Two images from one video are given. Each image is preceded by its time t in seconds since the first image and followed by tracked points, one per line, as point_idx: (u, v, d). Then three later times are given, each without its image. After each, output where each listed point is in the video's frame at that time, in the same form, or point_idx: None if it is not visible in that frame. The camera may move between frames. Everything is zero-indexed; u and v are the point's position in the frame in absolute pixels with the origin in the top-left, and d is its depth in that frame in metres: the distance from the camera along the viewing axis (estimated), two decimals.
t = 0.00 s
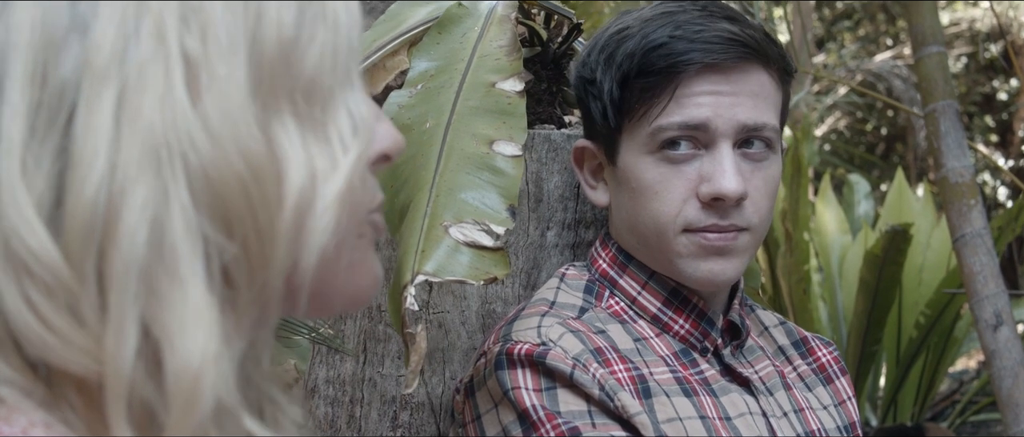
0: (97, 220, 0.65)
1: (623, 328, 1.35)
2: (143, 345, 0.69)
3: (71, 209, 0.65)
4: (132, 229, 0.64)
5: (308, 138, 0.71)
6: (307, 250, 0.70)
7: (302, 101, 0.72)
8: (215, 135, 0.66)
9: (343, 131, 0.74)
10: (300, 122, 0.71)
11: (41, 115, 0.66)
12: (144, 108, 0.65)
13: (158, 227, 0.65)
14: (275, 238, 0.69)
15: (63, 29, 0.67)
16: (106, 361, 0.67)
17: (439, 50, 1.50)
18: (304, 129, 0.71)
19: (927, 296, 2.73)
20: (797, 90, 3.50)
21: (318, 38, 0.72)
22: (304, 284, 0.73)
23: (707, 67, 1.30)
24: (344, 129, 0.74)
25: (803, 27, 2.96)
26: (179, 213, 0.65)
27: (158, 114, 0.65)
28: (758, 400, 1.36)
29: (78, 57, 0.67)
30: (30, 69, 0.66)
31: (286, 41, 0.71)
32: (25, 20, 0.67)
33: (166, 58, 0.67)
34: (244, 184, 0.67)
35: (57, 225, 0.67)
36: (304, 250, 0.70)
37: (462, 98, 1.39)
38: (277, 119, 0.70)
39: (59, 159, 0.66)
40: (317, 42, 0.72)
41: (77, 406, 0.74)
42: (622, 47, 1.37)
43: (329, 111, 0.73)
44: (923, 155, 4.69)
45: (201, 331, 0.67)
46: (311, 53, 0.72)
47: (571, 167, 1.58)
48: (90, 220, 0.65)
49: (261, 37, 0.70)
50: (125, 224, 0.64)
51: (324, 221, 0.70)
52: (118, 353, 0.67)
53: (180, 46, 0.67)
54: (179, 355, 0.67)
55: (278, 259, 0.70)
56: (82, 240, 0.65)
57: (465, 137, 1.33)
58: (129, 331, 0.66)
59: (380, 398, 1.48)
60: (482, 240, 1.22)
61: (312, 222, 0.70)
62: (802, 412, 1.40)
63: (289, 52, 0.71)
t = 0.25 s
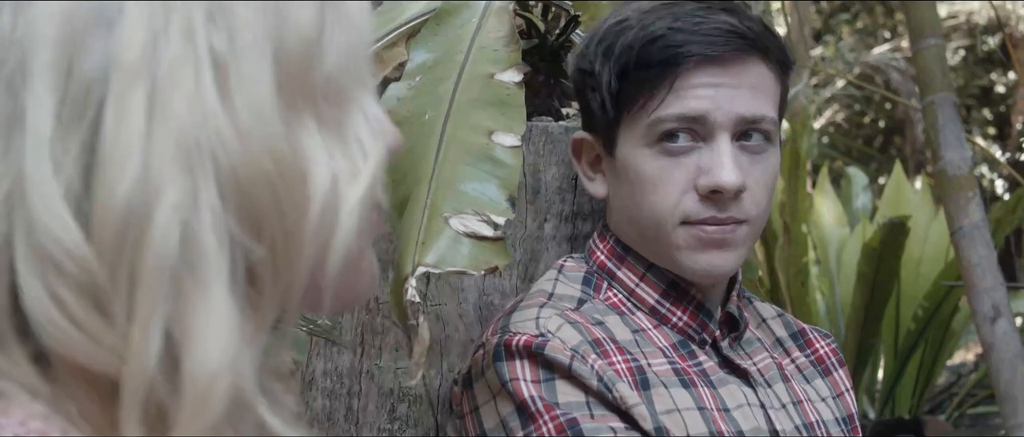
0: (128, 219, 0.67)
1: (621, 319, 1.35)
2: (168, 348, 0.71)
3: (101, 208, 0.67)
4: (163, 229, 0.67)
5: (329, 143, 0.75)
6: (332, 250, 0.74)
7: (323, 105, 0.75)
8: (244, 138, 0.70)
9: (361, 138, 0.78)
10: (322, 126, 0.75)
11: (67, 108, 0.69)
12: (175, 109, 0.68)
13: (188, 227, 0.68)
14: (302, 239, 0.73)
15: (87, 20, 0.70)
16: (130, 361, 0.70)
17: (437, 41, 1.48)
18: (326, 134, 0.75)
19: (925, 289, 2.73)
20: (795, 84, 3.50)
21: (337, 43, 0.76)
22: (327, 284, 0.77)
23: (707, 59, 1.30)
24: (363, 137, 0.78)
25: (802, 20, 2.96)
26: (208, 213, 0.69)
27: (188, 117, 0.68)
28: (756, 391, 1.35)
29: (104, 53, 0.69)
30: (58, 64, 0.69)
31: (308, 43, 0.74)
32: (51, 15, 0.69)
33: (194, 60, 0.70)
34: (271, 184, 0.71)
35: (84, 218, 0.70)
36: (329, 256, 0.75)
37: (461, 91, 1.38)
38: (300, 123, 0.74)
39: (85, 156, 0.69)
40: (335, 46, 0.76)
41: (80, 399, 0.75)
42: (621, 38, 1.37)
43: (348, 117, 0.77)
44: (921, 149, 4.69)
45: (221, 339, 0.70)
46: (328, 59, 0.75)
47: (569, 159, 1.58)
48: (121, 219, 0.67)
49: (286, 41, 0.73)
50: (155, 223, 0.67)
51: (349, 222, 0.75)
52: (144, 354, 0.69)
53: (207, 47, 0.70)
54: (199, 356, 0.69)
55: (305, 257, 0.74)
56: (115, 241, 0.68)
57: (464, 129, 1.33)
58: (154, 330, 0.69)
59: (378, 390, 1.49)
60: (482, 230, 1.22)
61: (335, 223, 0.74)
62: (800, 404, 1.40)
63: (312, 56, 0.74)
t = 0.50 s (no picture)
0: (137, 220, 0.67)
1: (621, 318, 1.35)
2: (174, 349, 0.70)
3: (110, 208, 0.66)
4: (171, 231, 0.66)
5: (334, 145, 0.75)
6: (337, 250, 0.74)
7: (331, 108, 0.75)
8: (253, 140, 0.69)
9: (365, 141, 0.77)
10: (328, 128, 0.75)
11: (76, 105, 0.68)
12: (184, 109, 0.67)
13: (196, 229, 0.67)
14: (307, 241, 0.73)
15: (96, 17, 0.69)
16: (136, 362, 0.69)
17: (436, 41, 1.49)
18: (331, 136, 0.75)
19: (925, 290, 2.73)
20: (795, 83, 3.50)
21: (343, 45, 0.75)
22: (330, 284, 0.77)
23: (707, 58, 1.30)
24: (366, 139, 0.77)
25: (802, 20, 2.96)
26: (216, 215, 0.68)
27: (197, 119, 0.68)
28: (756, 391, 1.35)
29: (112, 50, 0.69)
30: (64, 61, 0.68)
31: (315, 46, 0.73)
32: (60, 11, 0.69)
33: (204, 61, 0.69)
34: (279, 186, 0.70)
35: (91, 217, 0.69)
36: (333, 255, 0.75)
37: (460, 89, 1.38)
38: (307, 125, 0.73)
39: (92, 154, 0.68)
40: (342, 49, 0.75)
41: (81, 399, 0.75)
42: (621, 38, 1.36)
43: (353, 118, 0.76)
44: (921, 149, 4.69)
45: (225, 340, 0.69)
46: (334, 61, 0.75)
47: (568, 159, 1.58)
48: (130, 220, 0.66)
49: (292, 42, 0.73)
50: (164, 225, 0.66)
51: (351, 223, 0.74)
52: (151, 355, 0.68)
53: (217, 48, 0.70)
54: (205, 357, 0.69)
55: (310, 259, 0.74)
56: (124, 242, 0.67)
57: (462, 129, 1.33)
58: (162, 331, 0.68)
59: (378, 390, 1.48)
60: (481, 231, 1.22)
61: (340, 224, 0.74)
62: (800, 403, 1.40)
63: (318, 58, 0.74)
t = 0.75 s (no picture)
0: (137, 219, 0.67)
1: (620, 320, 1.35)
2: (174, 348, 0.70)
3: (111, 207, 0.66)
4: (171, 230, 0.66)
5: (334, 146, 0.75)
6: (336, 250, 0.74)
7: (330, 108, 0.75)
8: (253, 140, 0.69)
9: (365, 142, 0.77)
10: (328, 129, 0.75)
11: (76, 104, 0.68)
12: (184, 109, 0.67)
13: (196, 229, 0.67)
14: (307, 241, 0.73)
15: (97, 17, 0.69)
16: (136, 361, 0.69)
17: (436, 43, 1.48)
18: (331, 136, 0.75)
19: (924, 292, 2.73)
20: (795, 85, 3.50)
21: (343, 46, 0.75)
22: (330, 286, 0.77)
23: (707, 60, 1.30)
24: (366, 140, 0.77)
25: (802, 22, 2.96)
26: (216, 215, 0.68)
27: (197, 119, 0.68)
28: (755, 393, 1.36)
29: (113, 50, 0.69)
30: (65, 60, 0.68)
31: (315, 47, 0.74)
32: (61, 11, 0.69)
33: (204, 61, 0.69)
34: (279, 186, 0.70)
35: (91, 217, 0.69)
36: (332, 255, 0.75)
37: (461, 90, 1.38)
38: (306, 126, 0.73)
39: (93, 154, 0.68)
40: (342, 49, 0.75)
41: (80, 398, 0.75)
42: (621, 40, 1.37)
43: (352, 119, 0.76)
44: (920, 151, 4.69)
45: (224, 339, 0.69)
46: (333, 63, 0.75)
47: (568, 161, 1.58)
48: (131, 219, 0.67)
49: (292, 43, 0.73)
50: (163, 225, 0.66)
51: (351, 224, 0.74)
52: (151, 355, 0.69)
53: (217, 48, 0.70)
54: (204, 356, 0.69)
55: (310, 260, 0.74)
56: (125, 241, 0.67)
57: (463, 131, 1.33)
58: (162, 331, 0.68)
59: (377, 391, 1.48)
60: (481, 233, 1.22)
61: (340, 225, 0.74)
62: (799, 406, 1.40)
63: (318, 59, 0.74)
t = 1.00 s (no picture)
0: (137, 223, 0.67)
1: (621, 324, 1.35)
2: (174, 351, 0.71)
3: (113, 210, 0.67)
4: (172, 234, 0.67)
5: (335, 151, 0.75)
6: (337, 255, 0.74)
7: (331, 111, 0.75)
8: (253, 143, 0.69)
9: (366, 147, 0.78)
10: (328, 133, 0.75)
11: (77, 108, 0.68)
12: (185, 112, 0.67)
13: (196, 233, 0.68)
14: (308, 244, 0.73)
15: (98, 20, 0.69)
16: (137, 364, 0.69)
17: (438, 46, 1.49)
18: (331, 140, 0.75)
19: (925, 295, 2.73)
20: (796, 89, 3.50)
21: (343, 50, 0.75)
22: (332, 291, 0.77)
23: (707, 64, 1.31)
24: (367, 144, 0.78)
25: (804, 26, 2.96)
26: (217, 219, 0.68)
27: (198, 123, 0.68)
28: (756, 397, 1.36)
29: (114, 53, 0.69)
30: (66, 64, 0.68)
31: (316, 51, 0.74)
32: (62, 14, 0.69)
33: (205, 64, 0.69)
34: (280, 190, 0.71)
35: (92, 220, 0.69)
36: (333, 259, 0.75)
37: (462, 94, 1.38)
38: (307, 130, 0.73)
39: (94, 157, 0.68)
40: (343, 51, 0.76)
41: (81, 402, 0.75)
42: (621, 44, 1.37)
43: (352, 123, 0.77)
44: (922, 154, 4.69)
45: (224, 342, 0.69)
46: (333, 67, 0.75)
47: (569, 165, 1.58)
48: (132, 223, 0.67)
49: (293, 47, 0.73)
50: (164, 230, 0.67)
51: (352, 228, 0.74)
52: (152, 358, 0.69)
53: (218, 51, 0.70)
54: (205, 360, 0.69)
55: (311, 264, 0.74)
56: (126, 244, 0.67)
57: (464, 134, 1.33)
58: (163, 335, 0.68)
59: (377, 395, 1.48)
60: (483, 237, 1.23)
61: (341, 229, 0.74)
62: (800, 410, 1.40)
63: (318, 63, 0.74)
